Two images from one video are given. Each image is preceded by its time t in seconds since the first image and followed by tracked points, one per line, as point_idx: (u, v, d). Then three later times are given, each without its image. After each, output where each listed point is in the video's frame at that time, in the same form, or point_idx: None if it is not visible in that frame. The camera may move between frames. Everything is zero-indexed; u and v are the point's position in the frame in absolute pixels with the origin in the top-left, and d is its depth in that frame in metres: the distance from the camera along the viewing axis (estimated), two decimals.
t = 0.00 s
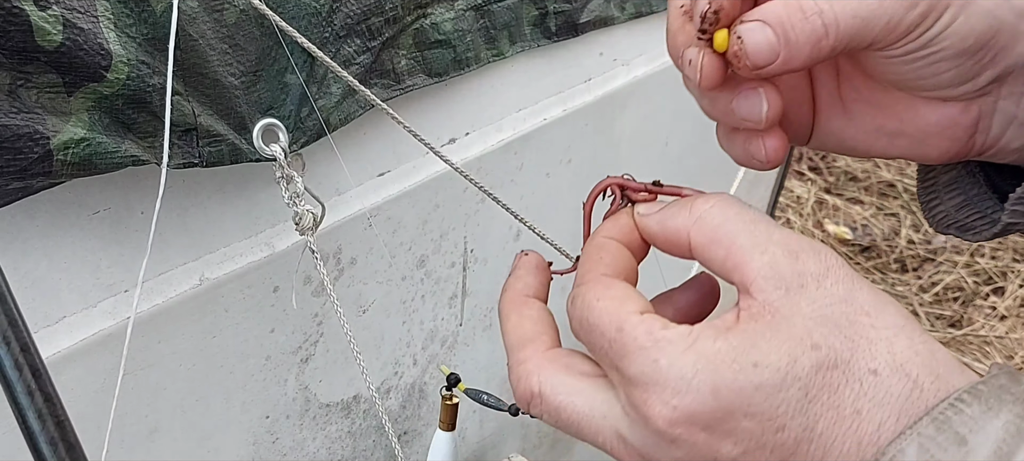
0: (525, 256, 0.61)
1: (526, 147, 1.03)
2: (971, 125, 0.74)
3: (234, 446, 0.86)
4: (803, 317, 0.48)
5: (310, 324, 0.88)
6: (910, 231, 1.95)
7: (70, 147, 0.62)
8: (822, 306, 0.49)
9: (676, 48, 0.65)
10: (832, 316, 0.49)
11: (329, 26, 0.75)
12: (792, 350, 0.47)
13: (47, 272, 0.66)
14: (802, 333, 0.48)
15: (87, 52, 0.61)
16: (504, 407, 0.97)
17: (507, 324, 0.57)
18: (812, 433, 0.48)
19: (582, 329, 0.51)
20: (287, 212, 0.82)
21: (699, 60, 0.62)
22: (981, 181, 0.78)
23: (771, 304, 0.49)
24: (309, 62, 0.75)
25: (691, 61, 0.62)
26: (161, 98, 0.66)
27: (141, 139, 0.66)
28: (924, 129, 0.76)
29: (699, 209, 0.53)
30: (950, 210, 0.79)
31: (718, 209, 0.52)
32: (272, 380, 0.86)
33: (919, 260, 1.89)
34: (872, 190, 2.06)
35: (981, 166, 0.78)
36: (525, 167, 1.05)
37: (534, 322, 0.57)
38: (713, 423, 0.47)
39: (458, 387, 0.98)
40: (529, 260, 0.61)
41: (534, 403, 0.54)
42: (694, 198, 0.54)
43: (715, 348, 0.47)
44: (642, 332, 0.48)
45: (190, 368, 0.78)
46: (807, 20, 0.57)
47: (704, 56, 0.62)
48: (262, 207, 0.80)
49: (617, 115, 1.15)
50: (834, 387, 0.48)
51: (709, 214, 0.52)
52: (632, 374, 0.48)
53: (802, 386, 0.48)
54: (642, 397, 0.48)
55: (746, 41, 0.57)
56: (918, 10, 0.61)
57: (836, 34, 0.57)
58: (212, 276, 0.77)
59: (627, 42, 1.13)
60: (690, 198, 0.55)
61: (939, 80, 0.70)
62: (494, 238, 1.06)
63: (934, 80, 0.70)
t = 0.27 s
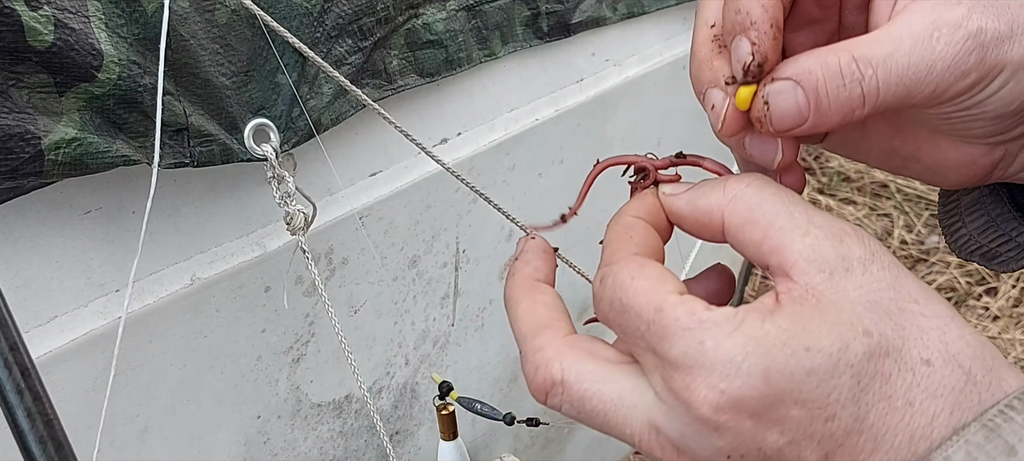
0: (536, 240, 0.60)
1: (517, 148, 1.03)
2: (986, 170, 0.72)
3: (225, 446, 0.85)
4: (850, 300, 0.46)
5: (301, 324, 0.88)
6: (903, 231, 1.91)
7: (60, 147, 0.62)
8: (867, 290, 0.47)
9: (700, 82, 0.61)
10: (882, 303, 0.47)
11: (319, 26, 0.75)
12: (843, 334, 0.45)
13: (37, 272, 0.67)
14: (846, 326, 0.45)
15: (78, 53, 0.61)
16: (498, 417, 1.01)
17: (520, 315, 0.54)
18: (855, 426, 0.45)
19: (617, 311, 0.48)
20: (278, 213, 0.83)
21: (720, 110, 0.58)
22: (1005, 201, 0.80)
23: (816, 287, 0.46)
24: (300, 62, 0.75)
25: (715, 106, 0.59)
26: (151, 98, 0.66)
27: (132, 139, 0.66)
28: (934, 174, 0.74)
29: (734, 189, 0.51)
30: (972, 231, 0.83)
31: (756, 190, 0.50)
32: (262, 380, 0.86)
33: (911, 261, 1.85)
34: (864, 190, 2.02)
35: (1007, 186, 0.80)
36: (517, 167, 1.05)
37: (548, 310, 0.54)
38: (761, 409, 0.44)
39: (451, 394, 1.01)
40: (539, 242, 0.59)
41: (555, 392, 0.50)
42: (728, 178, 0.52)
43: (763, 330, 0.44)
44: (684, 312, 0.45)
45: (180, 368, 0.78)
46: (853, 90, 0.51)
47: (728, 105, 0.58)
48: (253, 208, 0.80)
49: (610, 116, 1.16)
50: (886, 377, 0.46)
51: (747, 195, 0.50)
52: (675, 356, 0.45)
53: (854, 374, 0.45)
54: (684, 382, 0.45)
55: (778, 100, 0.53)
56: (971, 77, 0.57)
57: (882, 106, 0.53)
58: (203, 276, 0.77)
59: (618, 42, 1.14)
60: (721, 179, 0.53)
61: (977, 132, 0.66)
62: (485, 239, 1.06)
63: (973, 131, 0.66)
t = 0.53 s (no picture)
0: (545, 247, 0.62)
1: (517, 149, 1.04)
2: (983, 188, 0.78)
3: (226, 446, 0.86)
4: (852, 307, 0.48)
5: (301, 325, 0.88)
6: (900, 233, 1.91)
7: (63, 147, 0.62)
8: (870, 295, 0.48)
9: (693, 108, 0.66)
10: (884, 308, 0.48)
11: (320, 28, 0.76)
12: (845, 342, 0.46)
13: (39, 271, 0.67)
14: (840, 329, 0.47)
15: (80, 54, 0.61)
16: (516, 405, 0.96)
17: (527, 321, 0.56)
18: (858, 432, 0.47)
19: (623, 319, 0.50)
20: (279, 213, 0.83)
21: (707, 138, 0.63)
22: (1005, 216, 0.88)
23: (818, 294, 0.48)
24: (301, 64, 0.76)
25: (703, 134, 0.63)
26: (153, 99, 0.66)
27: (133, 140, 0.66)
28: (933, 191, 0.80)
29: (737, 195, 0.52)
30: (974, 246, 0.92)
31: (759, 194, 0.51)
32: (262, 379, 0.87)
33: (908, 262, 1.85)
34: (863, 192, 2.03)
35: (1005, 204, 0.88)
36: (517, 168, 1.05)
37: (554, 316, 0.56)
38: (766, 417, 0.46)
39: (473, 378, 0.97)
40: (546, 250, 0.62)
41: (561, 399, 0.52)
42: (734, 183, 0.53)
43: (767, 339, 0.46)
44: (690, 321, 0.47)
45: (180, 368, 0.78)
46: (836, 128, 0.56)
47: (715, 134, 0.62)
48: (253, 209, 0.81)
49: (609, 118, 1.16)
50: (886, 382, 0.48)
51: (752, 198, 0.51)
52: (681, 364, 0.46)
53: (856, 381, 0.47)
54: (689, 388, 0.46)
55: (759, 136, 0.58)
56: (960, 116, 0.62)
57: (872, 142, 0.58)
58: (204, 276, 0.77)
59: (617, 44, 1.14)
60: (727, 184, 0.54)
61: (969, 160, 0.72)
62: (485, 240, 1.06)
63: (968, 158, 0.71)
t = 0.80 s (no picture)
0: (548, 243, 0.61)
1: (512, 146, 1.03)
2: (963, 199, 0.81)
3: (221, 443, 0.86)
4: (857, 302, 0.47)
5: (296, 322, 0.88)
6: (898, 231, 1.92)
7: (55, 143, 0.62)
8: (877, 291, 0.48)
9: (674, 130, 0.67)
10: (891, 305, 0.48)
11: (314, 24, 0.76)
12: (853, 337, 0.46)
13: (32, 268, 0.67)
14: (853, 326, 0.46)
15: (73, 50, 0.61)
16: (495, 414, 1.04)
17: (529, 316, 0.56)
18: (863, 429, 0.47)
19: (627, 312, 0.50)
20: (272, 210, 0.83)
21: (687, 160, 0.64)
22: (993, 227, 0.89)
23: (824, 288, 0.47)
24: (294, 60, 0.76)
25: (685, 156, 0.65)
26: (146, 96, 0.66)
27: (126, 136, 0.66)
28: (913, 200, 0.83)
29: (742, 190, 0.52)
30: (961, 256, 0.92)
31: (766, 187, 0.51)
32: (257, 376, 0.87)
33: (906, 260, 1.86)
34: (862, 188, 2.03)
35: (992, 215, 0.88)
36: (512, 165, 1.05)
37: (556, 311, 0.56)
38: (772, 412, 0.46)
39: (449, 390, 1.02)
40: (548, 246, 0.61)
41: (563, 394, 0.51)
42: (739, 177, 0.53)
43: (774, 333, 0.46)
44: (695, 316, 0.47)
45: (174, 365, 0.78)
46: (807, 154, 0.58)
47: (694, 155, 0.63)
48: (247, 206, 0.81)
49: (604, 115, 1.16)
50: (894, 379, 0.48)
51: (757, 191, 0.51)
52: (686, 359, 0.46)
53: (863, 377, 0.47)
54: (694, 384, 0.46)
55: (734, 161, 0.59)
56: (931, 141, 0.63)
57: (844, 166, 0.59)
58: (198, 273, 0.77)
59: (613, 41, 1.14)
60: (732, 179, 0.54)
61: (944, 180, 0.74)
62: (480, 237, 1.06)
63: (943, 177, 0.74)
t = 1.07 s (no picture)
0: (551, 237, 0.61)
1: (505, 146, 1.03)
2: (952, 202, 0.81)
3: (213, 445, 0.85)
4: (859, 305, 0.46)
5: (288, 323, 0.88)
6: (894, 231, 1.92)
7: (43, 145, 0.62)
8: (879, 293, 0.47)
9: (664, 126, 0.67)
10: (894, 307, 0.47)
11: (304, 25, 0.75)
12: (853, 340, 0.45)
13: (20, 270, 0.67)
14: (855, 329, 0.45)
15: (60, 51, 0.61)
16: (503, 405, 1.01)
17: (530, 312, 0.56)
18: (862, 433, 0.47)
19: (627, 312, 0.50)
20: (263, 211, 0.83)
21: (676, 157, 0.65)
22: (983, 229, 0.89)
23: (825, 290, 0.46)
24: (284, 61, 0.75)
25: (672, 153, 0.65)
26: (135, 97, 0.66)
27: (115, 138, 0.66)
28: (902, 202, 0.83)
29: (746, 187, 0.52)
30: (952, 259, 0.92)
31: (768, 184, 0.51)
32: (249, 378, 0.86)
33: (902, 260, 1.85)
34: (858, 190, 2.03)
35: (982, 216, 0.89)
36: (505, 166, 1.05)
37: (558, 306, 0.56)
38: (770, 416, 0.46)
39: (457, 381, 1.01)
40: (550, 240, 0.61)
41: (561, 391, 0.52)
42: (743, 174, 0.53)
43: (772, 336, 0.45)
44: (693, 317, 0.46)
45: (165, 367, 0.78)
46: (795, 158, 0.58)
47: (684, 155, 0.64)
48: (238, 206, 0.80)
49: (598, 116, 1.16)
50: (895, 384, 0.47)
51: (761, 189, 0.51)
52: (683, 360, 0.46)
53: (863, 380, 0.46)
54: (691, 387, 0.46)
55: (723, 162, 0.60)
56: (921, 147, 0.63)
57: (833, 170, 0.59)
58: (189, 274, 0.77)
59: (606, 41, 1.14)
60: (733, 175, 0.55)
61: (932, 185, 0.75)
62: (473, 238, 1.06)
63: (931, 182, 0.74)
